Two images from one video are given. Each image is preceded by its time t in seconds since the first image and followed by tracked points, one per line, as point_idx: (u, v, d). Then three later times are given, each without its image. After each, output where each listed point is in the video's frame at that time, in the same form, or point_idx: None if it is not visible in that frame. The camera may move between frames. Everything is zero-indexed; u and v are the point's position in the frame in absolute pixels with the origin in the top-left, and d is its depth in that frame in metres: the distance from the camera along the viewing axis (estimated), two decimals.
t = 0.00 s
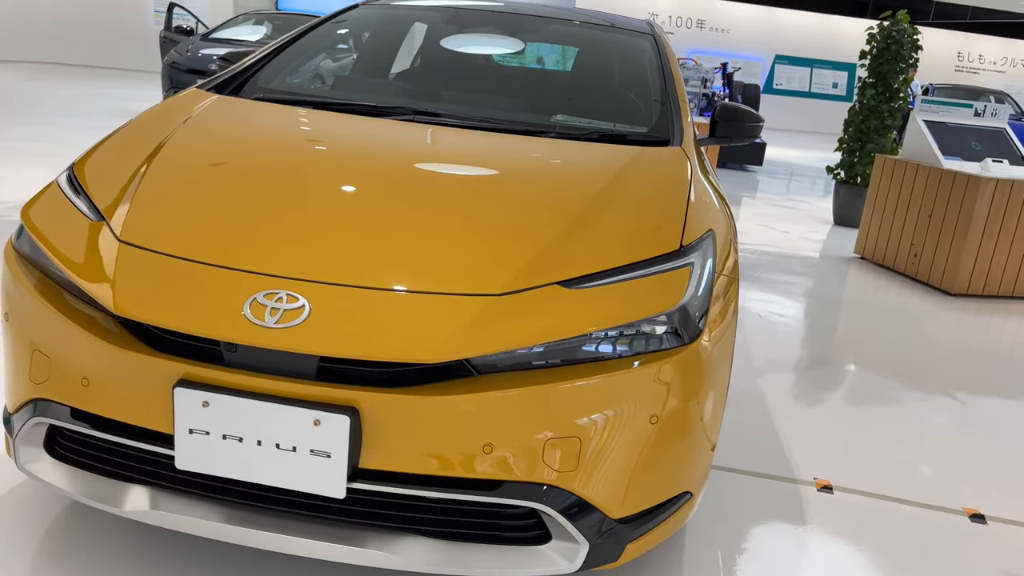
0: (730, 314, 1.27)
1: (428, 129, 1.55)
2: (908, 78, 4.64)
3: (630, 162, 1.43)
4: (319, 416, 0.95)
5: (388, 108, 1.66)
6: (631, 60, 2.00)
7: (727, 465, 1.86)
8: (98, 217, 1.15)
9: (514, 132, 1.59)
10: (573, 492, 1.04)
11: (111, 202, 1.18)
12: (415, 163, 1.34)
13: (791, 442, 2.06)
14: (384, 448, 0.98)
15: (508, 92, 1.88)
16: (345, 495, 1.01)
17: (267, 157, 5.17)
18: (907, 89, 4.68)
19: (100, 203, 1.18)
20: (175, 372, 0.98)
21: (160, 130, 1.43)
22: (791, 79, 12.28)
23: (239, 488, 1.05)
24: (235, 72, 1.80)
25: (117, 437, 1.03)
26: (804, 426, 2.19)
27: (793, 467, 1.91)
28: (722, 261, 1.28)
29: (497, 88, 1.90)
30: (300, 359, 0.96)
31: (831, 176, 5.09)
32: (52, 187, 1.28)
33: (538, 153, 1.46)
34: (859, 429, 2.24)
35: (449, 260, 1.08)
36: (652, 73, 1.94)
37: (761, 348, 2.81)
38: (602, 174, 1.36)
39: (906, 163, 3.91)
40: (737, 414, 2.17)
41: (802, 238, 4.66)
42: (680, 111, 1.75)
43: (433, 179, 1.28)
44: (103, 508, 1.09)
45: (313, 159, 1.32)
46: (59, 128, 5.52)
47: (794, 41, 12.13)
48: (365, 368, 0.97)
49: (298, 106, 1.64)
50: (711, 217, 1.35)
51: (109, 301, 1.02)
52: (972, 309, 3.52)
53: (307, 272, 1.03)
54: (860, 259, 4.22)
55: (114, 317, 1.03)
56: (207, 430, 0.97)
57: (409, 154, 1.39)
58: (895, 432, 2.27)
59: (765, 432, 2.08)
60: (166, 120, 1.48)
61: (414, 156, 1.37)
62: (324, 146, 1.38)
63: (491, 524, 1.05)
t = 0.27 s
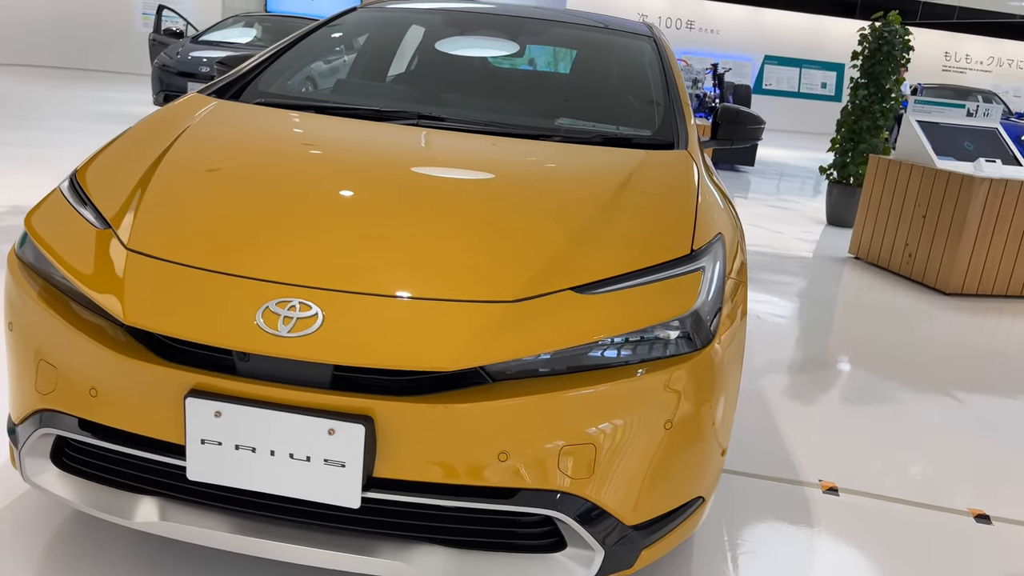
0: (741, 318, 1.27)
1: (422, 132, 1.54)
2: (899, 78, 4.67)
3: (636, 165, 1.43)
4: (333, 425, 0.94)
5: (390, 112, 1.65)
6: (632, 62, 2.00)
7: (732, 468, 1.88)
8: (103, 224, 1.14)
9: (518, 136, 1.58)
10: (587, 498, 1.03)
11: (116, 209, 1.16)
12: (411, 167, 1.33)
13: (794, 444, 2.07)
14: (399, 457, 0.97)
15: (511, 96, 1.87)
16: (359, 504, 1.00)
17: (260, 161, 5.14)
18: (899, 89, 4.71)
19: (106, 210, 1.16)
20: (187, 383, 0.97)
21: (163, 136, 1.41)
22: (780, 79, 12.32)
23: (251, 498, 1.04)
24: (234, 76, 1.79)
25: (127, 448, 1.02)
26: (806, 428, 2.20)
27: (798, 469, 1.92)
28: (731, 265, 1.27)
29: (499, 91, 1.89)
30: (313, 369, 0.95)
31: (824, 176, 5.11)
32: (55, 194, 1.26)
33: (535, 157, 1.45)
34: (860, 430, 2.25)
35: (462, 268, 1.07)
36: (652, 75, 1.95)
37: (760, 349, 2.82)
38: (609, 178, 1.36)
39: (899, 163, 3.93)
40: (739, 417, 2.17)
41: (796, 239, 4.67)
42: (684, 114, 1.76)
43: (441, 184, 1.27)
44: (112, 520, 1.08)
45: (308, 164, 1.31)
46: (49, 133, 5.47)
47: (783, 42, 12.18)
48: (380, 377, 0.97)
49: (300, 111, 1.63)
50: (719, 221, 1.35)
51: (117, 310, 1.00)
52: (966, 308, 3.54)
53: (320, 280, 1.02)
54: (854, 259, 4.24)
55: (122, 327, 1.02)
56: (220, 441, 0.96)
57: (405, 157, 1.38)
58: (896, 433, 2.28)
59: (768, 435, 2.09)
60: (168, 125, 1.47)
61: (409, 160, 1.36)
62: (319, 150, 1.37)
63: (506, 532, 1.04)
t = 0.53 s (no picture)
0: (751, 319, 1.26)
1: (415, 133, 1.54)
2: (890, 76, 4.69)
3: (642, 167, 1.43)
4: (349, 432, 0.94)
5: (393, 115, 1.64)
6: (632, 62, 1.99)
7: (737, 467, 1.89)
8: (109, 230, 1.12)
9: (522, 137, 1.58)
10: (602, 502, 1.02)
11: (121, 215, 1.15)
12: (406, 169, 1.32)
13: (796, 443, 2.08)
14: (415, 463, 0.96)
15: (513, 97, 1.86)
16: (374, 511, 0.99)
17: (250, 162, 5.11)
18: (890, 87, 4.73)
19: (111, 216, 1.15)
20: (199, 391, 0.96)
21: (165, 140, 1.40)
22: (768, 77, 12.36)
23: (263, 506, 1.03)
24: (234, 79, 1.78)
25: (138, 457, 1.01)
26: (807, 426, 2.21)
27: (802, 468, 1.93)
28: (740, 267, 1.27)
29: (500, 92, 1.89)
30: (328, 376, 0.94)
31: (816, 174, 5.13)
32: (58, 200, 1.25)
33: (529, 158, 1.44)
34: (860, 428, 2.26)
35: (474, 272, 1.06)
36: (652, 75, 1.95)
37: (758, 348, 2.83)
38: (615, 180, 1.36)
39: (892, 161, 3.95)
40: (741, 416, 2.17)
41: (789, 237, 4.69)
42: (686, 114, 1.76)
43: (449, 188, 1.27)
44: (122, 529, 1.06)
45: (302, 166, 1.30)
46: (36, 134, 5.42)
47: (771, 39, 12.22)
48: (395, 383, 0.96)
49: (302, 113, 1.61)
50: (727, 222, 1.35)
51: (126, 318, 0.99)
52: (960, 304, 3.57)
53: (333, 286, 1.01)
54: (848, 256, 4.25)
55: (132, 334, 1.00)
56: (233, 448, 0.95)
57: (398, 159, 1.37)
58: (895, 430, 2.29)
59: (770, 435, 2.09)
60: (170, 129, 1.45)
61: (403, 162, 1.36)
62: (313, 152, 1.36)
63: (521, 537, 1.04)
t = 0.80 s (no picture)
0: (758, 319, 1.26)
1: (407, 133, 1.53)
2: (880, 73, 4.72)
3: (647, 167, 1.43)
4: (364, 437, 0.93)
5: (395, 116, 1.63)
6: (631, 61, 1.99)
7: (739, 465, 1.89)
8: (115, 235, 1.11)
9: (524, 138, 1.58)
10: (615, 504, 1.02)
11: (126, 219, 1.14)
12: (400, 169, 1.32)
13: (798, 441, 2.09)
14: (430, 467, 0.96)
15: (513, 97, 1.86)
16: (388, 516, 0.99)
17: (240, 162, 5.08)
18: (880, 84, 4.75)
19: (116, 221, 1.14)
20: (211, 397, 0.95)
21: (168, 143, 1.39)
22: (756, 74, 12.40)
23: (275, 512, 1.03)
24: (233, 81, 1.76)
25: (149, 463, 1.00)
26: (806, 423, 2.22)
27: (804, 466, 1.94)
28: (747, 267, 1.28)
29: (500, 92, 1.88)
30: (343, 380, 0.94)
31: (807, 171, 5.15)
32: (61, 204, 1.23)
33: (520, 158, 1.44)
34: (859, 424, 2.27)
35: (486, 274, 1.06)
36: (651, 74, 1.95)
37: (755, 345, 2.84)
38: (620, 181, 1.36)
39: (884, 157, 3.98)
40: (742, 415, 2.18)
41: (781, 233, 4.70)
42: (688, 113, 1.76)
43: (457, 189, 1.26)
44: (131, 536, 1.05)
45: (295, 168, 1.29)
46: (22, 136, 5.36)
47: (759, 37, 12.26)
48: (409, 387, 0.96)
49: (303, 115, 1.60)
50: (732, 222, 1.35)
51: (135, 324, 0.98)
52: (952, 300, 3.59)
53: (345, 290, 1.00)
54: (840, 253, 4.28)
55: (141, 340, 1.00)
56: (247, 455, 0.95)
57: (389, 158, 1.37)
58: (894, 426, 2.30)
59: (771, 432, 2.10)
60: (173, 132, 1.44)
61: (395, 162, 1.35)
62: (306, 153, 1.36)
63: (534, 540, 1.04)
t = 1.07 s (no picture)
0: (767, 319, 1.26)
1: (401, 133, 1.53)
2: (871, 71, 4.75)
3: (652, 168, 1.43)
4: (381, 441, 0.93)
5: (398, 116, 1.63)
6: (631, 61, 2.00)
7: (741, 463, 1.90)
8: (125, 238, 1.10)
9: (529, 138, 1.58)
10: (631, 505, 1.02)
11: (135, 223, 1.13)
12: (397, 170, 1.31)
13: (799, 438, 2.10)
14: (447, 470, 0.96)
15: (515, 97, 1.86)
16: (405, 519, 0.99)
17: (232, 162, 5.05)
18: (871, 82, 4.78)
19: (124, 224, 1.13)
20: (227, 402, 0.95)
21: (173, 145, 1.38)
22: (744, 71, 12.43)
23: (289, 516, 1.02)
24: (234, 82, 1.75)
25: (163, 468, 1.00)
26: (807, 421, 2.23)
27: (807, 463, 1.94)
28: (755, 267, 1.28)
29: (502, 92, 1.88)
30: (360, 384, 0.94)
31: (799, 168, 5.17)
32: (68, 207, 1.23)
33: (513, 158, 1.44)
34: (859, 421, 2.29)
35: (494, 277, 1.06)
36: (651, 74, 1.95)
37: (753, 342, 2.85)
38: (627, 181, 1.37)
39: (877, 155, 4.00)
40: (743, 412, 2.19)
41: (775, 230, 4.72)
42: (691, 112, 1.77)
43: (467, 191, 1.26)
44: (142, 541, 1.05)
45: (290, 169, 1.28)
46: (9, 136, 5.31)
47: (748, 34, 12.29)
48: (425, 390, 0.96)
49: (307, 116, 1.60)
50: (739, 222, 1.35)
51: (147, 328, 0.98)
52: (946, 296, 3.62)
53: (361, 294, 1.00)
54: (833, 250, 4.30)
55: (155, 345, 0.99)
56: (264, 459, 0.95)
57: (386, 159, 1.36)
58: (892, 422, 2.32)
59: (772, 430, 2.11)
60: (177, 134, 1.43)
61: (391, 162, 1.35)
62: (301, 153, 1.36)
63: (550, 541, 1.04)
